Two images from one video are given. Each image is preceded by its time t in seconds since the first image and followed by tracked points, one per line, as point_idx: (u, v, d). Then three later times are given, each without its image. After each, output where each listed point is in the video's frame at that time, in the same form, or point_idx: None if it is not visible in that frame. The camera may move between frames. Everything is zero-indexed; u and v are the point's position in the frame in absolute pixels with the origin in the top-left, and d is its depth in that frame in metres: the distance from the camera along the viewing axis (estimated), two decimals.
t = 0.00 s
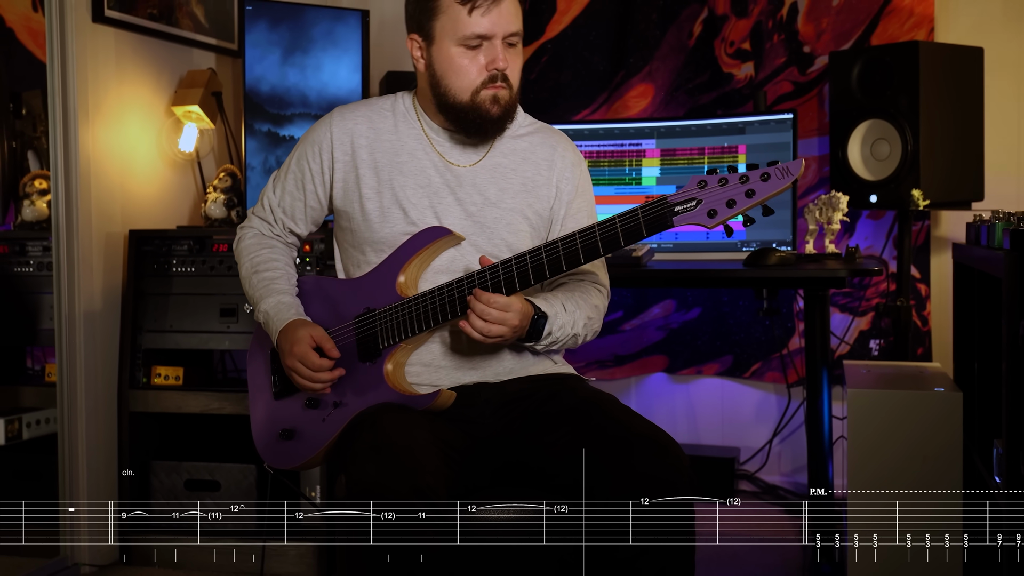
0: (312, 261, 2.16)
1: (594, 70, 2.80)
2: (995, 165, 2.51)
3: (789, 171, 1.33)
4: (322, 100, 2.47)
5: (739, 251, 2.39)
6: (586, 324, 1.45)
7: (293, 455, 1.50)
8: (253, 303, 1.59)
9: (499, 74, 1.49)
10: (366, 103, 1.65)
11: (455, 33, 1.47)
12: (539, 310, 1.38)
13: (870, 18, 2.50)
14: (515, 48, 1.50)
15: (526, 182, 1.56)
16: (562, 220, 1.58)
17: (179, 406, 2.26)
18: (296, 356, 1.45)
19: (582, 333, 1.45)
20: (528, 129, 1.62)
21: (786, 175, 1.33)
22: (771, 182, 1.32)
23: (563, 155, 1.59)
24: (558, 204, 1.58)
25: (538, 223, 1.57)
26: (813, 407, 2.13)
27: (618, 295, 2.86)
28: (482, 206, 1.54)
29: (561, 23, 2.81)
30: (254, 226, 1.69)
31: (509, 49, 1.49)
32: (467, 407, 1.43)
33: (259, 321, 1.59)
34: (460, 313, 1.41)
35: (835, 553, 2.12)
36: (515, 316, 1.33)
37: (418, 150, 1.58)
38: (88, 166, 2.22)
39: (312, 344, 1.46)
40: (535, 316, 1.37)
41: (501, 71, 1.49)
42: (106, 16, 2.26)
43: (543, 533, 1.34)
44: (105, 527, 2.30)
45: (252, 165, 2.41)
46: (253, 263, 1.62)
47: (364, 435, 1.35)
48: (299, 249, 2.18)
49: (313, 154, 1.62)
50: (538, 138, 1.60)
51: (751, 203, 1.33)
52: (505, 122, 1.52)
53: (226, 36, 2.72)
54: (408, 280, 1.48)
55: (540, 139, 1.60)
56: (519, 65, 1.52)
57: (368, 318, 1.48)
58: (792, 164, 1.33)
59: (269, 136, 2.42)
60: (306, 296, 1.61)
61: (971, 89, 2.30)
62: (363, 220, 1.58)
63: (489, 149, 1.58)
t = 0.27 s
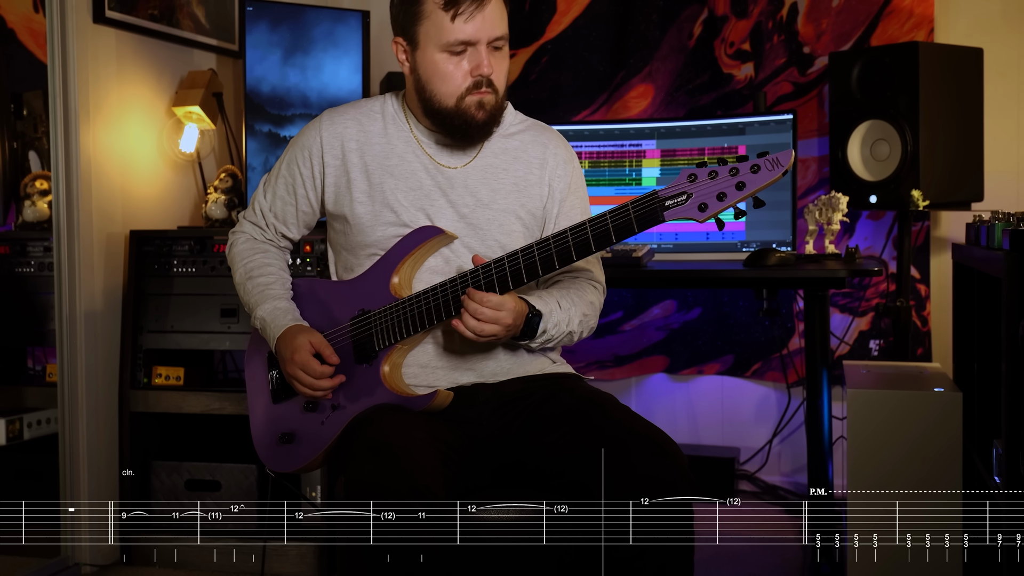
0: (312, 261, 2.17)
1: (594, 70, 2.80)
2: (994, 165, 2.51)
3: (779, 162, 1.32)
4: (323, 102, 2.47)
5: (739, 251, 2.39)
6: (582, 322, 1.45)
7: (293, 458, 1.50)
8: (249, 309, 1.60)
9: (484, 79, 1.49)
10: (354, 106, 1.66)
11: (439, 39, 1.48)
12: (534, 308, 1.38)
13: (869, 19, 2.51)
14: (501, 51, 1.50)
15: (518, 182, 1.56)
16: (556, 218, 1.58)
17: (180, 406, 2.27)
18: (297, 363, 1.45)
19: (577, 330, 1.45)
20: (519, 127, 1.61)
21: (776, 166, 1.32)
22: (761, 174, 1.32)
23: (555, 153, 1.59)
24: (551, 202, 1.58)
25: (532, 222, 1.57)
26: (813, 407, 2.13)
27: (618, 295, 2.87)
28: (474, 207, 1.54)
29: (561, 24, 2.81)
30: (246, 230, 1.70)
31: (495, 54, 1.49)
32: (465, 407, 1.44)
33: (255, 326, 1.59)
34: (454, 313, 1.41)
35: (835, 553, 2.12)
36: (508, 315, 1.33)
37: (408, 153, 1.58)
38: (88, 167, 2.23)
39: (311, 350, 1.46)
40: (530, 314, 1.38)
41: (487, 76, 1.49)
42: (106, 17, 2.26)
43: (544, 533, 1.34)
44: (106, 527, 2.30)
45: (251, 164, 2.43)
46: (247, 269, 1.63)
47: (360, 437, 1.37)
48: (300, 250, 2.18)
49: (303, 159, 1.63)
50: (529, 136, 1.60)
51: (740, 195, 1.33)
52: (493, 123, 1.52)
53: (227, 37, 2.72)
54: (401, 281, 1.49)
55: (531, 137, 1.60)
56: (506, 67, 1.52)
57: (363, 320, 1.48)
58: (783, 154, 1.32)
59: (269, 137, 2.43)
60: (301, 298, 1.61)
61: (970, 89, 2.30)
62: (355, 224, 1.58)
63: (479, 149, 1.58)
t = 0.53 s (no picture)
0: (313, 262, 2.17)
1: (594, 71, 2.80)
2: (994, 166, 2.51)
3: (774, 162, 1.32)
4: (324, 102, 2.47)
5: (738, 252, 2.39)
6: (580, 322, 1.46)
7: (294, 459, 1.50)
8: (246, 310, 1.60)
9: (483, 80, 1.49)
10: (351, 107, 1.66)
11: (435, 42, 1.48)
12: (530, 309, 1.39)
13: (869, 20, 2.51)
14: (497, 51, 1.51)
15: (515, 184, 1.56)
16: (553, 219, 1.58)
17: (181, 406, 2.27)
18: (297, 363, 1.45)
19: (575, 331, 1.45)
20: (516, 126, 1.61)
21: (772, 166, 1.32)
22: (756, 174, 1.32)
23: (552, 153, 1.59)
24: (548, 202, 1.58)
25: (529, 223, 1.57)
26: (813, 408, 2.14)
27: (618, 295, 2.87)
28: (471, 209, 1.55)
29: (561, 24, 2.81)
30: (243, 231, 1.71)
31: (492, 53, 1.50)
32: (463, 408, 1.45)
33: (253, 327, 1.60)
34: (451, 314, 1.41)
35: (834, 553, 2.12)
36: (504, 317, 1.33)
37: (405, 155, 1.58)
38: (89, 168, 2.23)
39: (309, 349, 1.46)
40: (526, 314, 1.38)
41: (485, 76, 1.49)
42: (107, 17, 2.27)
43: (543, 533, 1.34)
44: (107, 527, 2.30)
45: (252, 165, 2.44)
46: (244, 270, 1.64)
47: (358, 437, 1.37)
48: (300, 250, 2.19)
49: (300, 161, 1.64)
50: (527, 136, 1.59)
51: (736, 195, 1.33)
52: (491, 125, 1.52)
53: (228, 38, 2.73)
54: (399, 281, 1.49)
55: (528, 137, 1.60)
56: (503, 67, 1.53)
57: (361, 321, 1.48)
58: (779, 153, 1.32)
59: (269, 138, 2.44)
60: (299, 297, 1.61)
61: (970, 89, 2.30)
62: (352, 227, 1.59)
63: (477, 150, 1.58)
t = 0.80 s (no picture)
0: (313, 262, 2.17)
1: (594, 72, 2.81)
2: (994, 166, 2.51)
3: (779, 167, 1.32)
4: (325, 103, 2.48)
5: (738, 252, 2.40)
6: (580, 326, 1.46)
7: (295, 457, 1.51)
8: (248, 307, 1.60)
9: (493, 78, 1.49)
10: (358, 106, 1.66)
11: (445, 40, 1.48)
12: (532, 313, 1.40)
13: (869, 20, 2.51)
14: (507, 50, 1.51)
15: (520, 187, 1.56)
16: (557, 223, 1.58)
17: (182, 406, 2.27)
18: (299, 361, 1.45)
19: (575, 335, 1.46)
20: (523, 129, 1.62)
21: (776, 171, 1.32)
22: (761, 179, 1.33)
23: (558, 156, 1.60)
24: (553, 206, 1.58)
25: (533, 226, 1.57)
26: (812, 408, 2.14)
27: (618, 296, 2.87)
28: (475, 211, 1.55)
29: (561, 25, 2.82)
30: (248, 227, 1.71)
31: (502, 52, 1.50)
32: (465, 408, 1.45)
33: (254, 325, 1.60)
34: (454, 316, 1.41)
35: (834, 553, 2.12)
36: (505, 318, 1.33)
37: (410, 156, 1.58)
38: (90, 168, 2.23)
39: (310, 346, 1.46)
40: (527, 318, 1.38)
41: (495, 75, 1.49)
42: (108, 18, 2.27)
43: (544, 533, 1.34)
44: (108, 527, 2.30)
45: (252, 165, 2.44)
46: (247, 267, 1.64)
47: (360, 437, 1.37)
48: (301, 251, 2.19)
49: (305, 159, 1.64)
50: (533, 139, 1.60)
51: (740, 200, 1.33)
52: (500, 127, 1.53)
53: (229, 38, 2.73)
54: (401, 282, 1.49)
55: (534, 140, 1.60)
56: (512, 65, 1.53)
57: (363, 320, 1.48)
58: (783, 159, 1.32)
59: (270, 138, 2.44)
60: (300, 297, 1.63)
61: (970, 90, 2.31)
62: (356, 226, 1.59)
63: (483, 152, 1.58)
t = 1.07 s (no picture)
0: (314, 263, 2.18)
1: (594, 73, 2.81)
2: (994, 167, 2.52)
3: (789, 177, 1.33)
4: (325, 103, 2.49)
5: (738, 253, 2.40)
6: (585, 331, 1.46)
7: (296, 453, 1.51)
8: (255, 301, 1.61)
9: (508, 82, 1.50)
10: (372, 102, 1.66)
11: (465, 41, 1.48)
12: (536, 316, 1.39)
13: (869, 21, 2.52)
14: (524, 54, 1.51)
15: (531, 189, 1.57)
16: (566, 227, 1.58)
17: (183, 407, 2.28)
18: (298, 365, 1.46)
19: (579, 340, 1.46)
20: (535, 132, 1.62)
21: (786, 182, 1.33)
22: (771, 189, 1.33)
23: (569, 161, 1.60)
24: (563, 210, 1.58)
25: (542, 229, 1.58)
26: (812, 408, 2.14)
27: (618, 296, 2.88)
28: (485, 212, 1.56)
29: (561, 26, 2.82)
30: (258, 220, 1.70)
31: (519, 56, 1.50)
32: (467, 409, 1.46)
33: (260, 319, 1.61)
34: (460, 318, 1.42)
35: (835, 553, 2.12)
36: (511, 322, 1.34)
37: (422, 154, 1.59)
38: (91, 169, 2.23)
39: (314, 354, 1.47)
40: (531, 322, 1.38)
41: (511, 78, 1.50)
42: (109, 19, 2.27)
43: (544, 533, 1.35)
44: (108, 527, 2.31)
45: (252, 165, 2.44)
46: (256, 261, 1.64)
47: (363, 436, 1.38)
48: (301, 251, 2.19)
49: (318, 153, 1.64)
50: (545, 142, 1.61)
51: (749, 210, 1.33)
52: (513, 129, 1.53)
53: (229, 39, 2.73)
54: (408, 282, 1.50)
55: (546, 143, 1.60)
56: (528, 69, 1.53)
57: (368, 319, 1.49)
58: (793, 170, 1.33)
59: (271, 139, 2.44)
60: (307, 294, 1.63)
61: (969, 91, 2.31)
62: (366, 223, 1.59)
63: (495, 152, 1.59)
